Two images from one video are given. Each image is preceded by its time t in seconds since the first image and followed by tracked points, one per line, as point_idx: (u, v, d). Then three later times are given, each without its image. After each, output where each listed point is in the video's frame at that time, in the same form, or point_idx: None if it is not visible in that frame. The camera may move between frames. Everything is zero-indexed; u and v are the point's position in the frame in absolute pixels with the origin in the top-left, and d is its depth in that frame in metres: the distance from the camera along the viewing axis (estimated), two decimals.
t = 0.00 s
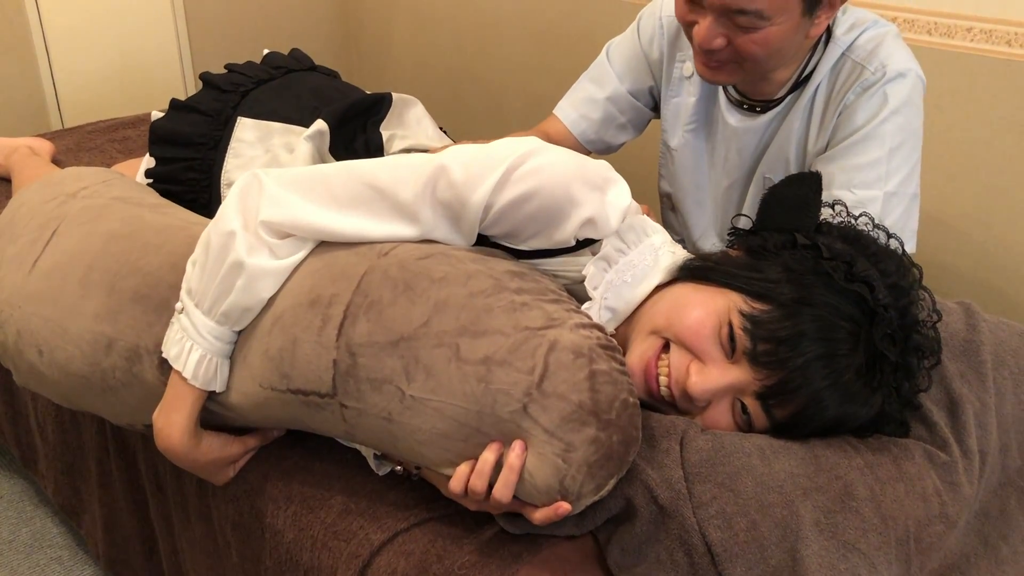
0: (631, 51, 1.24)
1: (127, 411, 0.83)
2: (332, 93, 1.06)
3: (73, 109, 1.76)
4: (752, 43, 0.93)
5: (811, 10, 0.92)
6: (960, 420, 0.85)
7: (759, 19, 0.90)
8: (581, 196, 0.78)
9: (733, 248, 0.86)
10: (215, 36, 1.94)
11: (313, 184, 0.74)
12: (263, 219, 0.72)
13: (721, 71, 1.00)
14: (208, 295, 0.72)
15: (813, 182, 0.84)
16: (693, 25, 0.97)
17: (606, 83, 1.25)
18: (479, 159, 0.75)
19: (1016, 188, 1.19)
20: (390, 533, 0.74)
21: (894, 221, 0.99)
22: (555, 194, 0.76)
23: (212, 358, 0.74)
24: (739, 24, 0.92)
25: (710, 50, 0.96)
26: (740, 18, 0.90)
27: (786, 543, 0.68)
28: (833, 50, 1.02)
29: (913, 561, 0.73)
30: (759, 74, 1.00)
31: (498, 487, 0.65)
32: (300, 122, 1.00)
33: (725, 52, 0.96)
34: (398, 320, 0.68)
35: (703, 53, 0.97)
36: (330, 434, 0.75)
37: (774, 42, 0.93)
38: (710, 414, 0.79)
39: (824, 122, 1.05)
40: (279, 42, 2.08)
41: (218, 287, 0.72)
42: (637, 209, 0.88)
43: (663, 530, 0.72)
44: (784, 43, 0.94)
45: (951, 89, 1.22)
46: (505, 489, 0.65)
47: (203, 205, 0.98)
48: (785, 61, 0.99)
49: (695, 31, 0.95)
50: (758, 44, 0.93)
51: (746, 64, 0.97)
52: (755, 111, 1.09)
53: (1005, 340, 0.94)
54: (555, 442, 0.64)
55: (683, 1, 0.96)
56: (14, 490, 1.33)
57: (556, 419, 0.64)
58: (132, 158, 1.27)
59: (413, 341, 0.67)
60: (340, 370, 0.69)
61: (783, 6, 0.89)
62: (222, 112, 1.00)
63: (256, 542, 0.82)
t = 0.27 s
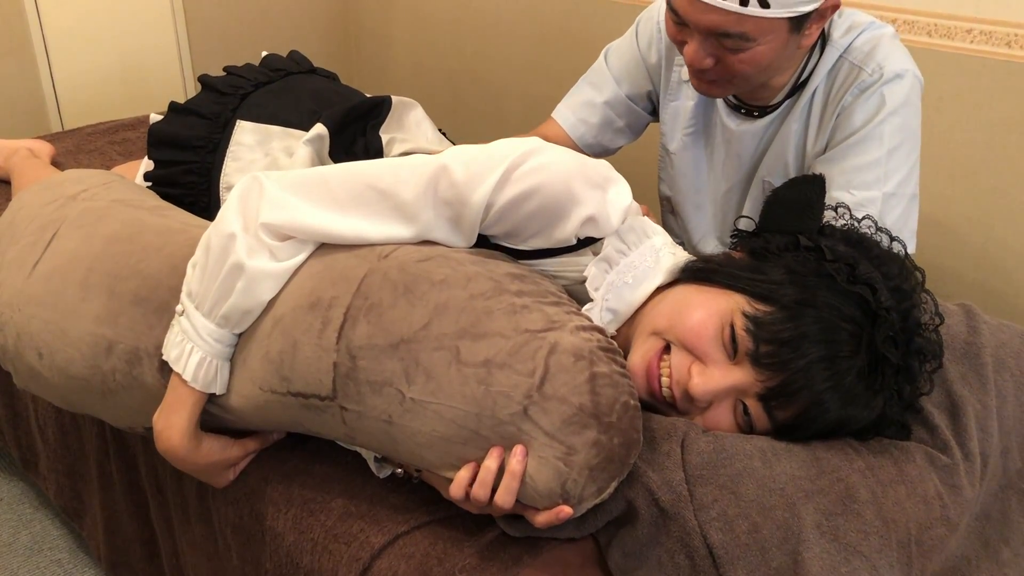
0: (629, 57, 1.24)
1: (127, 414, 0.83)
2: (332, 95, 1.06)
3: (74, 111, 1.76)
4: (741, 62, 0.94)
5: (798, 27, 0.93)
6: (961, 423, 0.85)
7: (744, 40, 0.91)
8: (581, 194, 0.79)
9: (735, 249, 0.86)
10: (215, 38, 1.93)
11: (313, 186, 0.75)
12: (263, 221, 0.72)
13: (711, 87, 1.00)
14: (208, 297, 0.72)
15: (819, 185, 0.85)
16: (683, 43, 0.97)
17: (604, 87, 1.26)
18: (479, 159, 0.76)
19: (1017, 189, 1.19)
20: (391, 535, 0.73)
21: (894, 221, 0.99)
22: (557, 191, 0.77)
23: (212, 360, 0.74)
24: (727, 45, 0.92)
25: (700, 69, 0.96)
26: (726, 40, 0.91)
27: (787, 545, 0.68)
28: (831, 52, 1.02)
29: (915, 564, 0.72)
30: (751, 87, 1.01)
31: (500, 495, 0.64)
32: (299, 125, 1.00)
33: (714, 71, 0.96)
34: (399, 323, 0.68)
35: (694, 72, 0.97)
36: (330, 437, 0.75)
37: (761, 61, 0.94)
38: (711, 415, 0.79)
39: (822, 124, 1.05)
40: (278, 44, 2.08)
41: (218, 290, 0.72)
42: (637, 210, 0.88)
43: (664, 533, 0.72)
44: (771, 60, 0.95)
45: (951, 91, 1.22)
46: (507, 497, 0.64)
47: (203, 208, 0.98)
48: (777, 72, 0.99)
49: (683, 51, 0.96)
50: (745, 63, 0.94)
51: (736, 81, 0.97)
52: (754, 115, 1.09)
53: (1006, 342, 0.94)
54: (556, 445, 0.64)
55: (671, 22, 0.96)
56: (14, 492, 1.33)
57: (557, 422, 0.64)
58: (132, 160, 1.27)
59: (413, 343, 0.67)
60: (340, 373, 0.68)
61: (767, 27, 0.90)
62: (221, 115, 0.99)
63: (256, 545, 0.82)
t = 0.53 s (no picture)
0: (633, 55, 1.23)
1: (127, 414, 0.82)
2: (332, 95, 1.05)
3: (74, 112, 1.76)
4: (738, 67, 0.94)
5: (796, 32, 0.93)
6: (962, 423, 0.85)
7: (742, 45, 0.91)
8: (581, 193, 0.79)
9: (737, 249, 0.86)
10: (214, 38, 1.93)
11: (312, 186, 0.74)
12: (263, 221, 0.72)
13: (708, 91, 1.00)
14: (208, 298, 0.72)
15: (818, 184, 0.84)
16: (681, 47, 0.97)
17: (606, 87, 1.26)
18: (480, 158, 0.75)
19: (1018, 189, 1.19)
20: (391, 536, 0.73)
21: (894, 221, 0.99)
22: (557, 189, 0.77)
23: (212, 361, 0.74)
24: (725, 50, 0.92)
25: (699, 72, 0.96)
26: (723, 45, 0.91)
27: (788, 546, 0.68)
28: (831, 53, 1.02)
29: (916, 565, 0.72)
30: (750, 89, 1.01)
31: (499, 496, 0.64)
32: (299, 125, 1.00)
33: (712, 75, 0.97)
34: (399, 323, 0.68)
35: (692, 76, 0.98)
36: (330, 438, 0.74)
37: (760, 63, 0.94)
38: (712, 415, 0.79)
39: (823, 124, 1.05)
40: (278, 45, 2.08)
41: (218, 290, 0.71)
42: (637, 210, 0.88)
43: (664, 533, 0.71)
44: (769, 64, 0.95)
45: (952, 91, 1.22)
46: (508, 495, 0.64)
47: (202, 209, 0.98)
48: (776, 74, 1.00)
49: (682, 55, 0.96)
50: (743, 67, 0.94)
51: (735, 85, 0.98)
52: (755, 115, 1.09)
53: (1007, 342, 0.94)
54: (556, 445, 0.64)
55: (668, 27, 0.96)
56: (15, 493, 1.33)
57: (557, 422, 0.64)
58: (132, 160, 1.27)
59: (413, 343, 0.67)
60: (340, 373, 0.68)
61: (764, 33, 0.90)
62: (221, 116, 0.99)
63: (255, 546, 0.82)
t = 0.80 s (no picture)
0: (641, 34, 1.25)
1: (129, 414, 0.82)
2: (333, 96, 1.05)
3: (74, 114, 1.76)
4: (750, 30, 0.94)
5: None
6: (964, 425, 0.85)
7: (755, 6, 0.91)
8: (584, 189, 0.79)
9: (739, 251, 0.85)
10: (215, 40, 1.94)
11: (315, 185, 0.74)
12: (266, 220, 0.72)
13: (720, 57, 1.00)
14: (211, 296, 0.72)
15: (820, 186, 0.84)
16: (693, 11, 0.98)
17: (608, 60, 1.27)
18: (483, 155, 0.76)
19: (1018, 191, 1.19)
20: (393, 537, 0.73)
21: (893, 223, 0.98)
22: (561, 186, 0.77)
23: (214, 360, 0.74)
24: (736, 12, 0.92)
25: (709, 36, 0.97)
26: (736, 6, 0.91)
27: (791, 546, 0.68)
28: (834, 49, 1.02)
29: (918, 565, 0.72)
30: (758, 64, 1.01)
31: (503, 488, 0.64)
32: (300, 125, 1.00)
33: (723, 38, 0.97)
34: (402, 322, 0.68)
35: (704, 39, 0.98)
36: (331, 437, 0.74)
37: (771, 29, 0.94)
38: (713, 415, 0.79)
39: (823, 122, 1.05)
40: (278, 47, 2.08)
41: (221, 288, 0.71)
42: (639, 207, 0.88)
43: (666, 534, 0.71)
44: (782, 31, 0.95)
45: (951, 92, 1.22)
46: (511, 491, 0.64)
47: (205, 209, 0.98)
48: (785, 52, 1.00)
49: (695, 18, 0.97)
50: (755, 30, 0.94)
51: (746, 53, 0.98)
52: (756, 105, 1.10)
53: (1008, 344, 0.94)
54: (559, 443, 0.64)
55: None
56: (14, 494, 1.32)
57: (560, 420, 0.64)
58: (132, 161, 1.27)
59: (416, 342, 0.67)
60: (343, 372, 0.68)
61: None
62: (221, 116, 0.99)
63: (256, 546, 0.82)
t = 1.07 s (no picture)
0: (633, 37, 1.25)
1: (130, 415, 0.82)
2: (334, 97, 1.06)
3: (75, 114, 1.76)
4: (742, 36, 0.93)
5: (801, 6, 0.93)
6: (965, 426, 0.85)
7: (748, 12, 0.90)
8: (586, 190, 0.79)
9: (741, 252, 0.85)
10: (216, 40, 1.94)
11: (316, 186, 0.74)
12: (267, 222, 0.72)
13: (712, 64, 1.00)
14: (212, 297, 0.72)
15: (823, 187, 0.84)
16: (686, 17, 0.97)
17: (602, 64, 1.26)
18: (484, 156, 0.76)
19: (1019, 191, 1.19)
20: (394, 538, 0.73)
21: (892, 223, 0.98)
22: (563, 187, 0.77)
23: (216, 361, 0.74)
24: (729, 17, 0.92)
25: (701, 42, 0.96)
26: (729, 10, 0.91)
27: (793, 548, 0.68)
28: (829, 51, 1.02)
29: (919, 566, 0.72)
30: (751, 71, 1.01)
31: (505, 489, 0.64)
32: (301, 126, 1.00)
33: (715, 44, 0.96)
34: (403, 323, 0.68)
35: (696, 45, 0.98)
36: (333, 438, 0.74)
37: (765, 35, 0.93)
38: (714, 416, 0.79)
39: (820, 123, 1.05)
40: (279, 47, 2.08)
41: (222, 289, 0.71)
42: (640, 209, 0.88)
43: (667, 535, 0.71)
44: (774, 39, 0.95)
45: (952, 93, 1.22)
46: (512, 492, 0.64)
47: (207, 208, 0.99)
48: (778, 57, 1.00)
49: (687, 23, 0.96)
50: (748, 37, 0.93)
51: (738, 59, 0.97)
52: (751, 108, 1.10)
53: (1010, 345, 0.94)
54: (560, 444, 0.64)
55: None
56: (15, 495, 1.32)
57: (561, 421, 0.64)
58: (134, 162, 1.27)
59: (417, 343, 0.67)
60: (344, 373, 0.68)
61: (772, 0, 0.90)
62: (227, 115, 0.99)
63: (257, 547, 0.82)
